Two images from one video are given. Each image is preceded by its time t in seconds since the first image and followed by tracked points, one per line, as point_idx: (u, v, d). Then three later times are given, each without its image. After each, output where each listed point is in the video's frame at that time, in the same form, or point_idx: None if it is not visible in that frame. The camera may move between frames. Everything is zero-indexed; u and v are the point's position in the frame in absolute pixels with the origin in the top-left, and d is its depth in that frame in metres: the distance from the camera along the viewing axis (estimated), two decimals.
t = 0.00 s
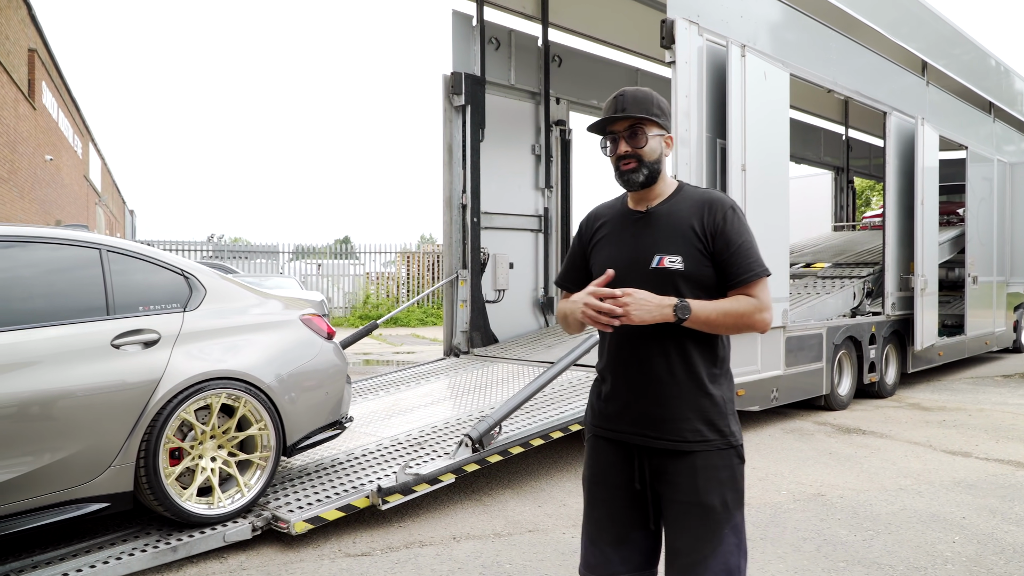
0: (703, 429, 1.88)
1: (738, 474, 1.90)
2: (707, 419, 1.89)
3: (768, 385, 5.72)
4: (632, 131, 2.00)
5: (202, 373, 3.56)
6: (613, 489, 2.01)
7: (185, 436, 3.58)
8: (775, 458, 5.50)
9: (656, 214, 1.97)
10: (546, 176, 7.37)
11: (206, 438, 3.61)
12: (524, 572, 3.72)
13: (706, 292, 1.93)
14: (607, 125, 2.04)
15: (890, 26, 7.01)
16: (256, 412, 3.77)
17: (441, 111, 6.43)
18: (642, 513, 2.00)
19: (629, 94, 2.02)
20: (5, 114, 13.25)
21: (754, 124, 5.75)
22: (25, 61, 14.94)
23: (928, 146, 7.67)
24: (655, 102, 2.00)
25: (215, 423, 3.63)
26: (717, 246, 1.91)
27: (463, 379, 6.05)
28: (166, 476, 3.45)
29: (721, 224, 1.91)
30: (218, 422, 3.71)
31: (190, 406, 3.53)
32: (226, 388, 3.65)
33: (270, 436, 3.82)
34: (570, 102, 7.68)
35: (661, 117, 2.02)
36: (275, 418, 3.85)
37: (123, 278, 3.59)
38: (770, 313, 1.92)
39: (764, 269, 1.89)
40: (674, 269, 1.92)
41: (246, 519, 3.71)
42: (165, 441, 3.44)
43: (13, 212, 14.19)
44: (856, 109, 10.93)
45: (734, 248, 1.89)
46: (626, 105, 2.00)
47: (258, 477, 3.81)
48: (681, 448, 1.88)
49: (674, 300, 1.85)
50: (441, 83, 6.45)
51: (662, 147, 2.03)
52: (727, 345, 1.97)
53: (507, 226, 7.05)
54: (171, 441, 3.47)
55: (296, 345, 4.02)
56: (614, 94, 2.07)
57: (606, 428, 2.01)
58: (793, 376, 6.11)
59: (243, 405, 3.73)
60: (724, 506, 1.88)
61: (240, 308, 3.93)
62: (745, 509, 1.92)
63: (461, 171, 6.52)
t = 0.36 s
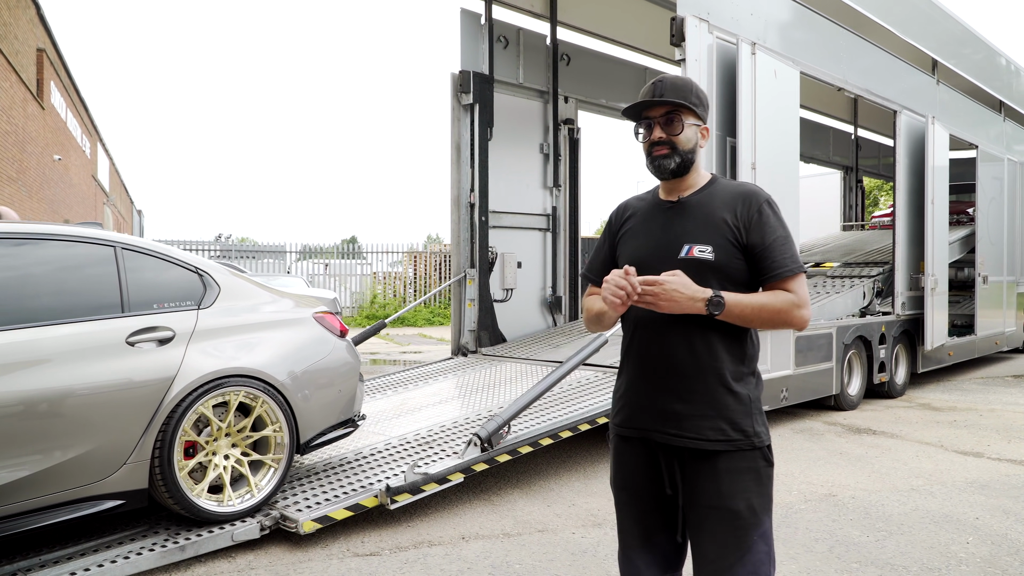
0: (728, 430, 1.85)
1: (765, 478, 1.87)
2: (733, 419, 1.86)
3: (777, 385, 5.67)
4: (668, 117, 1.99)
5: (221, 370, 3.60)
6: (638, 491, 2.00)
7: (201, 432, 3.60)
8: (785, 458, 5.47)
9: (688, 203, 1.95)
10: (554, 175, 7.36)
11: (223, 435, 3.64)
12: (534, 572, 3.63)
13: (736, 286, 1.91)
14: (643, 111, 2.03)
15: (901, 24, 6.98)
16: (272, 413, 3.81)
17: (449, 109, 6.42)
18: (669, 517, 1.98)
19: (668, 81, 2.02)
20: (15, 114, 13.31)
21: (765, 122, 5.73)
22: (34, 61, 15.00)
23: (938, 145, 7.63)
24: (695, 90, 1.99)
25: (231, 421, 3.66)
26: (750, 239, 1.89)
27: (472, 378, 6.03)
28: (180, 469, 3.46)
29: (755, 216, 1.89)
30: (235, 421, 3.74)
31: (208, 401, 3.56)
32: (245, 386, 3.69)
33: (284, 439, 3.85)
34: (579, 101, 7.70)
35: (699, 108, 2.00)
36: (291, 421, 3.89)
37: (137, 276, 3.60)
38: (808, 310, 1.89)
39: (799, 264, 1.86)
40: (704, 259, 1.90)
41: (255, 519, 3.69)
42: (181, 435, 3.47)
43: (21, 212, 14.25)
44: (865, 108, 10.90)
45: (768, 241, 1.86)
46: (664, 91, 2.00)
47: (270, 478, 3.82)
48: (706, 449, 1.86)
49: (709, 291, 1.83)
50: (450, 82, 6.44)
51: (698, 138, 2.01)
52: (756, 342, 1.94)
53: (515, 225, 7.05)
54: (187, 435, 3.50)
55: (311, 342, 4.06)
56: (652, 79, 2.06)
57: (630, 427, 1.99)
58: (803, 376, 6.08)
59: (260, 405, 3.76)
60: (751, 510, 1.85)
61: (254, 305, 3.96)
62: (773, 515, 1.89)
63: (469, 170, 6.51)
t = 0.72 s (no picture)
0: (738, 433, 1.84)
1: (777, 483, 1.85)
2: (743, 422, 1.84)
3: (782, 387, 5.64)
4: (694, 112, 1.98)
5: (241, 367, 3.63)
6: (648, 493, 1.98)
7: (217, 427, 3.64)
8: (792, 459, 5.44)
9: (705, 200, 1.94)
10: (559, 175, 7.37)
11: (238, 433, 3.67)
12: (540, 573, 3.61)
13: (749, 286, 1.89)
14: (669, 103, 2.02)
15: (908, 23, 6.95)
16: (289, 417, 3.83)
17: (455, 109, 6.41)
18: (678, 521, 1.97)
19: (698, 76, 2.00)
20: (21, 114, 13.33)
21: (772, 122, 5.71)
22: (40, 61, 15.02)
23: (946, 144, 7.60)
24: (723, 89, 1.99)
25: (248, 419, 3.69)
26: (767, 237, 1.86)
27: (478, 377, 6.02)
28: (194, 461, 3.48)
29: (773, 214, 1.87)
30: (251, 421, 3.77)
31: (229, 396, 3.60)
32: (264, 386, 3.72)
33: (296, 446, 3.87)
34: (585, 100, 7.72)
35: (724, 106, 2.00)
36: (306, 431, 3.91)
37: (151, 274, 3.61)
38: (824, 310, 1.86)
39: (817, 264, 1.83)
40: (718, 257, 1.89)
41: (260, 518, 3.67)
42: (198, 426, 3.49)
43: (27, 211, 14.28)
44: (870, 108, 10.87)
45: (784, 239, 1.84)
46: (692, 85, 1.99)
47: (280, 481, 3.82)
48: (714, 451, 1.85)
49: (721, 288, 1.81)
50: (456, 81, 6.43)
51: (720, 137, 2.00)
52: (771, 344, 1.91)
53: (522, 225, 7.05)
54: (204, 428, 3.52)
55: (324, 340, 4.07)
56: (681, 73, 2.06)
57: (640, 428, 1.97)
58: (809, 376, 6.05)
59: (278, 408, 3.79)
60: (761, 516, 1.83)
61: (265, 303, 3.97)
62: (785, 521, 1.87)
63: (475, 170, 6.50)
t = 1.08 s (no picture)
0: (737, 433, 1.83)
1: (777, 486, 1.84)
2: (743, 422, 1.83)
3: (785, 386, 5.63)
4: (699, 111, 1.97)
5: (255, 364, 3.67)
6: (649, 493, 1.98)
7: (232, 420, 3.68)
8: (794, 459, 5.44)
9: (707, 199, 1.94)
10: (562, 174, 7.37)
11: (251, 429, 3.70)
12: (542, 573, 3.61)
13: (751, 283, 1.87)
14: (675, 101, 2.01)
15: (911, 22, 6.94)
16: (303, 421, 3.87)
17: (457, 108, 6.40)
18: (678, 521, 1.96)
19: (706, 74, 1.99)
20: (23, 113, 13.34)
21: (775, 121, 5.70)
22: (42, 60, 15.02)
23: (949, 143, 7.60)
24: (730, 88, 1.98)
25: (262, 417, 3.72)
26: (768, 234, 1.86)
27: (480, 377, 6.02)
28: (206, 448, 3.51)
29: (774, 211, 1.86)
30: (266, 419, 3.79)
31: (247, 391, 3.66)
32: (283, 386, 3.78)
33: (305, 450, 3.88)
34: (587, 99, 7.72)
35: (731, 105, 1.99)
36: (317, 437, 3.94)
37: (164, 272, 3.65)
38: (826, 307, 1.84)
39: (818, 261, 1.81)
40: (717, 253, 1.88)
41: (263, 518, 3.66)
42: (215, 417, 3.54)
43: (29, 211, 14.29)
44: (873, 107, 10.85)
45: (785, 234, 1.83)
46: (699, 83, 1.98)
47: (286, 484, 3.82)
48: (714, 450, 1.84)
49: (720, 279, 1.79)
50: (458, 80, 6.42)
51: (726, 137, 1.99)
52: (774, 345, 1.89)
53: (524, 224, 7.05)
54: (220, 418, 3.56)
55: (334, 338, 4.09)
56: (689, 70, 2.05)
57: (641, 426, 1.97)
58: (811, 375, 6.05)
59: (293, 410, 3.83)
60: (759, 518, 1.82)
61: (274, 301, 3.98)
62: (786, 525, 1.85)
63: (477, 169, 6.50)
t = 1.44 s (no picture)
0: (733, 433, 1.83)
1: (773, 485, 1.84)
2: (739, 422, 1.83)
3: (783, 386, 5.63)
4: (694, 111, 1.97)
5: (255, 363, 3.67)
6: (645, 492, 1.98)
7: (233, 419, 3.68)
8: (792, 458, 5.44)
9: (702, 198, 1.94)
10: (560, 173, 7.37)
11: (250, 428, 3.70)
12: (540, 572, 3.61)
13: (747, 283, 1.84)
14: (670, 100, 2.01)
15: (910, 21, 6.94)
16: (303, 422, 3.87)
17: (456, 107, 6.40)
18: (673, 520, 1.96)
19: (702, 74, 1.99)
20: (22, 113, 13.32)
21: (774, 120, 5.70)
22: (41, 60, 15.01)
23: (948, 142, 7.60)
24: (726, 89, 1.97)
25: (263, 416, 3.73)
26: (763, 232, 1.85)
27: (478, 376, 6.02)
28: (206, 446, 3.51)
29: (770, 209, 1.86)
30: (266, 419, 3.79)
31: (249, 389, 3.66)
32: (285, 387, 3.78)
33: (305, 450, 3.88)
34: (586, 99, 7.72)
35: (727, 106, 1.98)
36: (317, 437, 3.94)
37: (166, 272, 3.66)
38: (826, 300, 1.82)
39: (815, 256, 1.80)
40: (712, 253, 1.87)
41: (261, 517, 3.66)
42: (216, 415, 3.54)
43: (28, 210, 14.30)
44: (872, 106, 10.85)
45: (781, 232, 1.82)
46: (695, 84, 1.98)
47: (284, 484, 3.82)
48: (710, 450, 1.84)
49: (748, 232, 1.70)
50: (456, 79, 6.42)
51: (722, 137, 1.99)
52: (769, 345, 1.88)
53: (523, 224, 7.05)
54: (221, 415, 3.57)
55: (334, 337, 4.09)
56: (686, 70, 2.05)
57: (636, 425, 1.97)
58: (810, 374, 6.05)
59: (294, 411, 3.83)
60: (755, 517, 1.83)
61: (274, 300, 3.97)
62: (781, 525, 1.86)
63: (475, 168, 6.50)
